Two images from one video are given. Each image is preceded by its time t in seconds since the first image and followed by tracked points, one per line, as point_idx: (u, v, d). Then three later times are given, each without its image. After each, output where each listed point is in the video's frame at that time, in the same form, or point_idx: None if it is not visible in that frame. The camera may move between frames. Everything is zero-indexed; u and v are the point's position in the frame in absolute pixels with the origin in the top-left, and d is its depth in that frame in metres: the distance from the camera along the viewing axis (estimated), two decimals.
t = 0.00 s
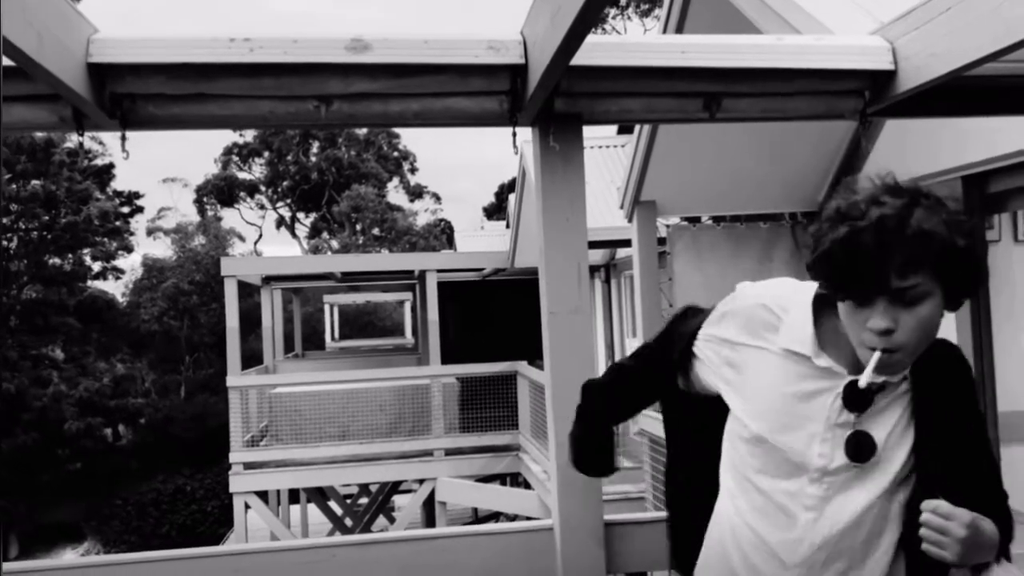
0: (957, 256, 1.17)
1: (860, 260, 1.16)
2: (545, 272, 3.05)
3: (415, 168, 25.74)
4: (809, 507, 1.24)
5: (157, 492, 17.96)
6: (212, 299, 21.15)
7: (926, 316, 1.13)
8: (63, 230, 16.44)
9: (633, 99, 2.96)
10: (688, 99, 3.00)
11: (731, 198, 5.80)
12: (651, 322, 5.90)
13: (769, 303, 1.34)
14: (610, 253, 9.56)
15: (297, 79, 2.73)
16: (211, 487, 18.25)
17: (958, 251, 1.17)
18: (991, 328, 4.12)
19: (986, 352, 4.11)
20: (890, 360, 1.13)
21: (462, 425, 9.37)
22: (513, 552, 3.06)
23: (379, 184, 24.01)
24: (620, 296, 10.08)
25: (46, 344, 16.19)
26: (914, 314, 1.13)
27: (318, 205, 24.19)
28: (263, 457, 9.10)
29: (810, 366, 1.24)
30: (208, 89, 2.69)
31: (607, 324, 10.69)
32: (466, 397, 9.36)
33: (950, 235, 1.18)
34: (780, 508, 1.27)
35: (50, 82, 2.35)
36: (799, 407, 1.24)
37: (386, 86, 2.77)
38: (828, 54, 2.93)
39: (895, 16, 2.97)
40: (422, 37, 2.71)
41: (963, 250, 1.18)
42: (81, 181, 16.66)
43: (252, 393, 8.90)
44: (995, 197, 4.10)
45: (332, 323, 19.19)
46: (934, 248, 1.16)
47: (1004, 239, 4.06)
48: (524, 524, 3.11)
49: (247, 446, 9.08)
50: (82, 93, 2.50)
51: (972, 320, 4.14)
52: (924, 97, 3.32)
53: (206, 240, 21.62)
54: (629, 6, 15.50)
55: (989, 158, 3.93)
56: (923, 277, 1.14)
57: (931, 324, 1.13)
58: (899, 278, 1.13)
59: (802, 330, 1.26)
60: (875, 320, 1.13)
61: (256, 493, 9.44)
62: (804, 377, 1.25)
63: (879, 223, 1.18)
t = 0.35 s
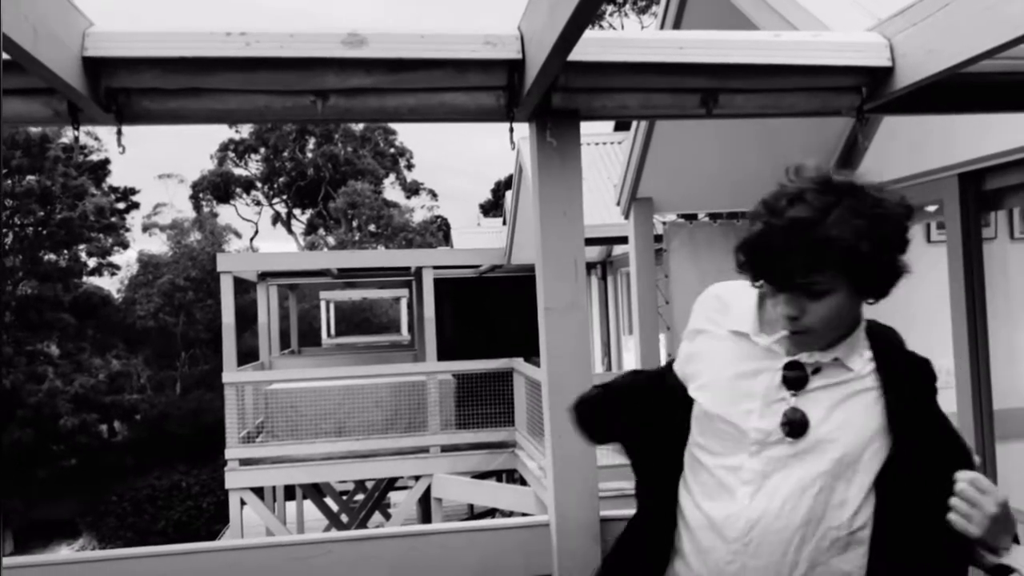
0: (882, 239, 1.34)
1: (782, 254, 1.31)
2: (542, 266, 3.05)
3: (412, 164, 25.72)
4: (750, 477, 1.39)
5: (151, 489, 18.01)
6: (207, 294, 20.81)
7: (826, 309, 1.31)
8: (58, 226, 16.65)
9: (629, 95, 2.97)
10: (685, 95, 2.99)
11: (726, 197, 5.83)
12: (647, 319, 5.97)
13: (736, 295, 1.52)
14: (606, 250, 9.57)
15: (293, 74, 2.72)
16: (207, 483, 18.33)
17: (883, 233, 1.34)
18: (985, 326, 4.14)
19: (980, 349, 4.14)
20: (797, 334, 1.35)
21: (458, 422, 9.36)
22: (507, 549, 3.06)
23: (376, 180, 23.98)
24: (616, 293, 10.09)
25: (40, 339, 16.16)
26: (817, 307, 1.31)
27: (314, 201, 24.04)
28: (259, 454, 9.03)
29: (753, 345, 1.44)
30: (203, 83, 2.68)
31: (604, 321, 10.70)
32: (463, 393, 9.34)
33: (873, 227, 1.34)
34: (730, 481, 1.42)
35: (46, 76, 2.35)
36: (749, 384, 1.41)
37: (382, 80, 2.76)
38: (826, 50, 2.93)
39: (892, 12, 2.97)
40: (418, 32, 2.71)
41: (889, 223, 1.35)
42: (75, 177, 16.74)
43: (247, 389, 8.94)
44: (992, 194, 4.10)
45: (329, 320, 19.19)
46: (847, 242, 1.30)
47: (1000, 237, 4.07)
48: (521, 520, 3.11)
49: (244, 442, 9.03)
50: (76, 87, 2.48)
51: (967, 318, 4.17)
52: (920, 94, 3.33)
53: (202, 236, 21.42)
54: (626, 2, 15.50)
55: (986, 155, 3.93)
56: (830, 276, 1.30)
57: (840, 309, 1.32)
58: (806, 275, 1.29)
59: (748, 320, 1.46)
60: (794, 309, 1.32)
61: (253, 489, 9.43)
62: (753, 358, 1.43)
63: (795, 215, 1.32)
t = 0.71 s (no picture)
0: (741, 247, 1.20)
1: (639, 257, 1.23)
2: (542, 262, 3.04)
3: (411, 162, 25.70)
4: (661, 497, 1.20)
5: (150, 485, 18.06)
6: (207, 292, 20.88)
7: (690, 307, 1.17)
8: (57, 223, 16.73)
9: (630, 93, 2.96)
10: (686, 93, 2.99)
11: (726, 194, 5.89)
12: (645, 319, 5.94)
13: (604, 314, 1.36)
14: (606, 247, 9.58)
15: (294, 70, 2.72)
16: (206, 480, 18.38)
17: (741, 239, 1.20)
18: (985, 325, 4.14)
19: (980, 347, 4.14)
20: (661, 336, 1.20)
21: (458, 419, 9.38)
22: (505, 548, 3.05)
23: (376, 177, 23.93)
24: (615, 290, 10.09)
25: (40, 336, 16.09)
26: (679, 306, 1.17)
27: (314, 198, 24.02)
28: (258, 451, 9.04)
29: (634, 369, 1.26)
30: (204, 79, 2.68)
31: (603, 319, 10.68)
32: (462, 391, 9.38)
33: (731, 233, 1.20)
34: (637, 507, 1.22)
35: (46, 72, 2.35)
36: (636, 403, 1.23)
37: (384, 77, 2.76)
38: (828, 48, 2.93)
39: (894, 10, 2.96)
40: (419, 29, 2.71)
41: (753, 237, 1.21)
42: (75, 174, 16.88)
43: (247, 386, 8.92)
44: (992, 193, 4.11)
45: (328, 317, 19.17)
46: (706, 241, 1.18)
47: (1000, 235, 4.08)
48: (520, 518, 3.10)
49: (243, 439, 9.03)
50: (77, 83, 2.48)
51: (967, 315, 4.18)
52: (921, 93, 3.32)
53: (201, 233, 21.47)
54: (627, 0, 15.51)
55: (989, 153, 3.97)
56: (685, 276, 1.17)
57: (699, 316, 1.17)
58: (663, 275, 1.18)
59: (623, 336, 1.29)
60: (658, 312, 1.18)
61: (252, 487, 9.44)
62: (636, 382, 1.25)
63: (656, 225, 1.23)
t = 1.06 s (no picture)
0: (594, 238, 1.48)
1: (515, 254, 1.50)
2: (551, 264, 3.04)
3: (416, 159, 25.70)
4: (574, 480, 1.51)
5: (156, 481, 18.24)
6: (212, 288, 20.84)
7: (558, 291, 1.45)
8: (64, 218, 16.70)
9: (640, 90, 2.94)
10: (696, 90, 2.97)
11: (736, 191, 5.90)
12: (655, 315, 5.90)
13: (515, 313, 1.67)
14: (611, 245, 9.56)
15: (305, 66, 2.72)
16: (211, 476, 18.60)
17: (597, 232, 1.48)
18: (994, 324, 4.13)
19: (988, 346, 4.13)
20: (544, 322, 1.48)
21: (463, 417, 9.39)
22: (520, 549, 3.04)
23: (380, 175, 23.96)
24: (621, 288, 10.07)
25: (46, 332, 16.16)
26: (550, 289, 1.45)
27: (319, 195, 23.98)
28: (263, 447, 9.05)
29: (538, 356, 1.57)
30: (214, 75, 2.67)
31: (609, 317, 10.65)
32: (467, 388, 9.38)
33: (586, 224, 1.48)
34: (556, 487, 1.54)
35: (58, 69, 2.36)
36: (541, 391, 1.55)
37: (394, 74, 2.76)
38: (839, 45, 2.92)
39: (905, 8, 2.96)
40: (430, 25, 2.71)
41: (612, 231, 1.50)
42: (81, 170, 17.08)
43: (253, 381, 8.88)
44: (1001, 192, 4.12)
45: (333, 314, 19.17)
46: (560, 232, 1.46)
47: (1009, 235, 4.06)
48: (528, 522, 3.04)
49: (248, 436, 8.99)
50: (88, 79, 2.48)
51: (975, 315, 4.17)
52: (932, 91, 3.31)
53: (207, 229, 21.60)
54: None
55: (997, 152, 3.99)
56: (550, 259, 1.46)
57: (566, 299, 1.46)
58: (533, 265, 1.47)
59: (528, 327, 1.61)
60: (531, 299, 1.48)
61: (257, 483, 9.45)
62: (540, 369, 1.56)
63: (527, 220, 1.49)
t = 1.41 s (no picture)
0: (558, 223, 1.51)
1: (487, 240, 1.57)
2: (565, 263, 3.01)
3: (428, 156, 25.74)
4: (532, 461, 1.52)
5: (166, 477, 18.34)
6: (224, 284, 20.75)
7: (521, 276, 1.50)
8: (77, 215, 16.83)
9: (657, 88, 2.93)
10: (713, 88, 2.96)
11: (751, 188, 5.90)
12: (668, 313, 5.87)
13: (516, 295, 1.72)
14: (624, 243, 9.55)
15: (323, 64, 2.71)
16: (222, 472, 18.72)
17: (563, 221, 1.51)
18: (1012, 325, 4.10)
19: (1007, 348, 4.11)
20: (515, 308, 1.53)
21: (473, 414, 9.44)
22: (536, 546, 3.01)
23: (391, 172, 24.00)
24: (633, 286, 10.05)
25: (59, 327, 16.38)
26: (516, 274, 1.51)
27: (330, 192, 24.01)
28: (274, 443, 9.10)
29: (528, 337, 1.61)
30: (231, 73, 2.68)
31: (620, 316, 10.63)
32: (477, 386, 9.39)
33: (550, 209, 1.51)
34: (522, 467, 1.55)
35: (78, 66, 2.37)
36: (525, 372, 1.58)
37: (411, 71, 2.76)
38: (858, 43, 2.90)
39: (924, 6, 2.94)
40: (446, 23, 2.70)
41: (580, 215, 1.52)
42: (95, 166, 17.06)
43: (264, 378, 8.93)
44: (1019, 192, 4.09)
45: (343, 311, 19.23)
46: (524, 220, 1.50)
47: None
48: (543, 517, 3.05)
49: (259, 432, 9.12)
50: (107, 76, 2.49)
51: (994, 316, 4.13)
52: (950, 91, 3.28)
53: (219, 225, 21.44)
54: None
55: (1015, 152, 3.97)
56: (513, 244, 1.51)
57: (528, 284, 1.50)
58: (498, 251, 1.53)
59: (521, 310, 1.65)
60: (500, 282, 1.53)
61: (268, 479, 9.51)
62: (528, 353, 1.60)
63: (501, 207, 1.55)
